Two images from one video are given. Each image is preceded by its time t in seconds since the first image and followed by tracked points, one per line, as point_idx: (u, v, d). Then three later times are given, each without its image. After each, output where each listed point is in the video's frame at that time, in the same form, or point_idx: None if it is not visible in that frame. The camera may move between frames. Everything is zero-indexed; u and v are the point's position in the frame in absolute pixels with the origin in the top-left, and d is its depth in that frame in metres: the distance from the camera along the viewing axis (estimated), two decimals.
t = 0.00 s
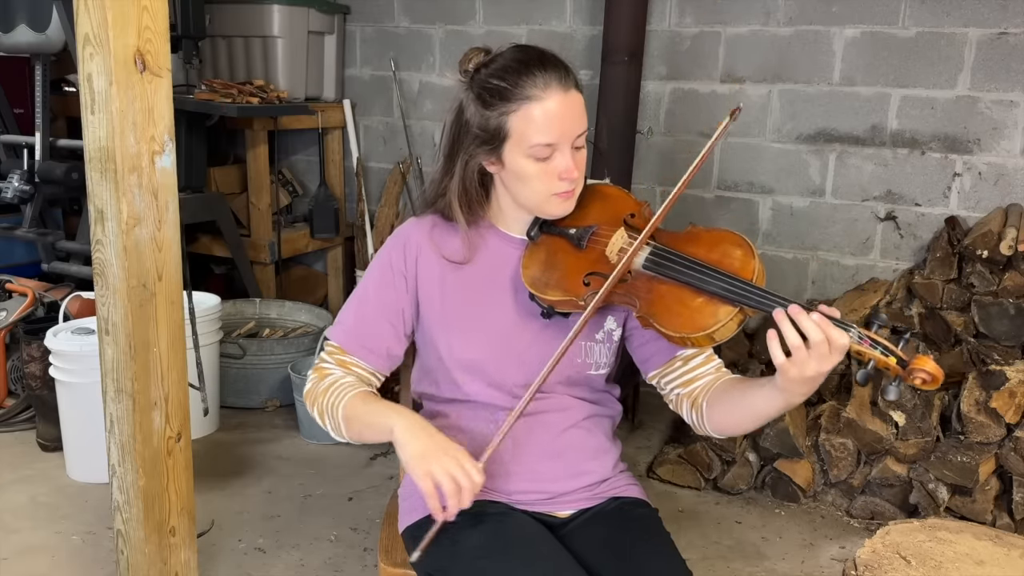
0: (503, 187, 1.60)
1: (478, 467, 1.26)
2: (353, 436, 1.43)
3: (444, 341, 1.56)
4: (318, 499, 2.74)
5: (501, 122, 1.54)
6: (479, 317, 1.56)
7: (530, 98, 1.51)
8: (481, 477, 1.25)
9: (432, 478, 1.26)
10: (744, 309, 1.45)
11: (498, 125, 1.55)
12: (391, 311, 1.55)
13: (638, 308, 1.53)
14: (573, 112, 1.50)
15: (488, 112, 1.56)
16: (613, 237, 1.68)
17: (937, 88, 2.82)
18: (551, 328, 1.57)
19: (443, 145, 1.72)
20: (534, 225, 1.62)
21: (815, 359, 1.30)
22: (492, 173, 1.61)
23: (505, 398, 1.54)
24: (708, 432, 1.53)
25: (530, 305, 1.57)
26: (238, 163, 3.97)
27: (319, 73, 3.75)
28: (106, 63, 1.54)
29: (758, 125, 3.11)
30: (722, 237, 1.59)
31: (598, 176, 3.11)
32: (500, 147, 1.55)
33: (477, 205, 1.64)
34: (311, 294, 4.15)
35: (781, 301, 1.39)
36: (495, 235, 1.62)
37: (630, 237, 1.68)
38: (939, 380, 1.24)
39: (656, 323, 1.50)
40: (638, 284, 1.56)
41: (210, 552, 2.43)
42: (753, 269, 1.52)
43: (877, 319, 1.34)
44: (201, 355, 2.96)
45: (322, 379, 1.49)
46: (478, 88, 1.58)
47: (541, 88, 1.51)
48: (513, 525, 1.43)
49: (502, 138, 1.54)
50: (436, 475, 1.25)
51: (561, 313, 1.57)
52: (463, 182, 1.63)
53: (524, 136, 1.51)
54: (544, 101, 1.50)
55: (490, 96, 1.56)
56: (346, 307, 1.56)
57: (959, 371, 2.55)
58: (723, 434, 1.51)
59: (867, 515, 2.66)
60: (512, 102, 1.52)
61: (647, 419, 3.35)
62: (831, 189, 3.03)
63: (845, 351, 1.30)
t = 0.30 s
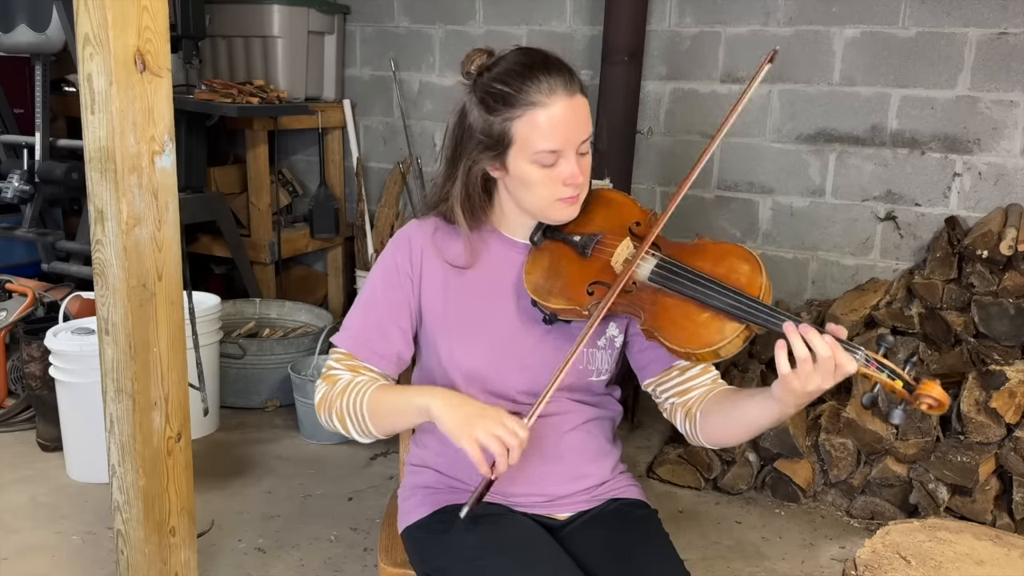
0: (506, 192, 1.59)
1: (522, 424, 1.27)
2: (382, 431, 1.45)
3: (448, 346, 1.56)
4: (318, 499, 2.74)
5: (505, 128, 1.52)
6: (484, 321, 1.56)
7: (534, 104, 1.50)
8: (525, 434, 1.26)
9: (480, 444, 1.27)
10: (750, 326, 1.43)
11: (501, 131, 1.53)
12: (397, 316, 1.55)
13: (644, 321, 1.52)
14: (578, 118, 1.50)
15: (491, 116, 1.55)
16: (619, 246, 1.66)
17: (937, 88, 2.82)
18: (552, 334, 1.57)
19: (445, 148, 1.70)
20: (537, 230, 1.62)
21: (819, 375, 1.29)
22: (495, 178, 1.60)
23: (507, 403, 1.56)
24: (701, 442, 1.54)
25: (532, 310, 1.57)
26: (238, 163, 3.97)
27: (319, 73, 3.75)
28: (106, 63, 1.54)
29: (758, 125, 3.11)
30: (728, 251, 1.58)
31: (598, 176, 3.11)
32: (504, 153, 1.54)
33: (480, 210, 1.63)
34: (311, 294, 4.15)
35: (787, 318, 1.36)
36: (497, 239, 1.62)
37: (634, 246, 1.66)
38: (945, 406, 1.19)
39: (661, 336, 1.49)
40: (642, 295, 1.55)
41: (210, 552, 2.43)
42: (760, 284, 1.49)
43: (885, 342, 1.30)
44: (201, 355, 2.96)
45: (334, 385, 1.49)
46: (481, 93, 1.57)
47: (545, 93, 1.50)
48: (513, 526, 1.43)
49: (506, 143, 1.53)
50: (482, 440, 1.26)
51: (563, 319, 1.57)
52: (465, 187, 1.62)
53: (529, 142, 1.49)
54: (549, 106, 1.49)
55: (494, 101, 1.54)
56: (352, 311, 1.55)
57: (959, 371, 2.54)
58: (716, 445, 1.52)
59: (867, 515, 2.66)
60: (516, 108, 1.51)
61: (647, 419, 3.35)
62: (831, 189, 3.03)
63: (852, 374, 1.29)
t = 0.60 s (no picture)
0: (514, 196, 1.59)
1: (517, 442, 1.29)
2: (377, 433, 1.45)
3: (451, 347, 1.56)
4: (318, 499, 2.74)
5: (514, 133, 1.52)
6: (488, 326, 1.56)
7: (544, 110, 1.49)
8: (520, 452, 1.28)
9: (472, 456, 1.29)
10: (757, 344, 1.43)
11: (510, 136, 1.52)
12: (400, 317, 1.54)
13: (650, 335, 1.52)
14: (589, 125, 1.49)
15: (500, 121, 1.54)
16: (627, 256, 1.66)
17: (937, 88, 2.82)
18: (556, 340, 1.58)
19: (453, 149, 1.69)
20: (544, 234, 1.62)
21: (824, 397, 1.29)
22: (503, 183, 1.59)
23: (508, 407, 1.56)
24: (700, 452, 1.54)
25: (536, 316, 1.58)
26: (239, 163, 3.97)
27: (319, 73, 3.75)
28: (106, 63, 1.54)
29: (757, 125, 3.11)
30: (737, 266, 1.58)
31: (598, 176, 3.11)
32: (512, 158, 1.53)
33: (487, 213, 1.62)
34: (311, 294, 4.15)
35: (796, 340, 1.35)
36: (504, 243, 1.61)
37: (643, 256, 1.66)
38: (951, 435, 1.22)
39: (666, 350, 1.49)
40: (649, 307, 1.56)
41: (210, 552, 2.43)
42: (768, 301, 1.49)
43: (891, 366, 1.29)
44: (201, 355, 2.96)
45: (333, 384, 1.49)
46: (490, 97, 1.56)
47: (555, 99, 1.49)
48: (514, 527, 1.44)
49: (514, 149, 1.52)
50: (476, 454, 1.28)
51: (567, 325, 1.57)
52: (472, 190, 1.61)
53: (538, 149, 1.49)
54: (558, 113, 1.48)
55: (503, 106, 1.53)
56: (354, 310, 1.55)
57: (959, 371, 2.55)
58: (715, 455, 1.52)
59: (867, 515, 2.66)
60: (525, 114, 1.50)
61: (648, 419, 3.35)
62: (831, 189, 3.03)
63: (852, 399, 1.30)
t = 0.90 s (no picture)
0: (524, 201, 1.59)
1: (465, 506, 1.28)
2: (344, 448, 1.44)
3: (454, 350, 1.57)
4: (318, 499, 2.74)
5: (526, 138, 1.51)
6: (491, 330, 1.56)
7: (557, 116, 1.48)
8: (467, 517, 1.27)
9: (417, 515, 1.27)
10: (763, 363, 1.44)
11: (522, 141, 1.52)
12: (402, 317, 1.55)
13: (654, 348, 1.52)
14: (601, 132, 1.48)
15: (513, 126, 1.54)
16: (634, 267, 1.64)
17: (937, 88, 2.82)
18: (559, 345, 1.57)
19: (464, 152, 1.70)
20: (551, 239, 1.61)
21: (827, 417, 1.29)
22: (513, 188, 1.59)
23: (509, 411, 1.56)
24: (699, 461, 1.55)
25: (539, 320, 1.57)
26: (239, 163, 3.97)
27: (319, 73, 3.75)
28: (106, 63, 1.54)
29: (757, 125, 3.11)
30: (745, 282, 1.58)
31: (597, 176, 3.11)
32: (524, 164, 1.53)
33: (497, 217, 1.62)
34: (311, 294, 4.15)
35: (801, 363, 1.37)
36: (511, 247, 1.61)
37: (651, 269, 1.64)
38: (954, 464, 1.24)
39: (671, 365, 1.49)
40: (655, 320, 1.55)
41: (210, 552, 2.43)
42: (776, 319, 1.50)
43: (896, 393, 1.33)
44: (201, 355, 2.96)
45: (327, 383, 1.50)
46: (503, 101, 1.56)
47: (569, 106, 1.49)
48: (514, 527, 1.44)
49: (526, 155, 1.52)
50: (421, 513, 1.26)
51: (570, 332, 1.56)
52: (482, 194, 1.61)
53: (549, 156, 1.48)
54: (571, 119, 1.48)
55: (516, 111, 1.53)
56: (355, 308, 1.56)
57: (959, 371, 2.55)
58: (714, 466, 1.52)
59: (867, 515, 2.66)
60: (538, 120, 1.50)
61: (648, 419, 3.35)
62: (831, 189, 3.03)
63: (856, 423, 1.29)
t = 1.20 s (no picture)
0: (519, 200, 1.59)
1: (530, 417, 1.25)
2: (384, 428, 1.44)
3: (456, 349, 1.56)
4: (318, 499, 2.74)
5: (521, 138, 1.51)
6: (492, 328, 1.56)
7: (552, 115, 1.49)
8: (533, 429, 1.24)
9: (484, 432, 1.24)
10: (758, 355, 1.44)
11: (516, 141, 1.52)
12: (406, 317, 1.54)
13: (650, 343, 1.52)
14: (596, 130, 1.49)
15: (507, 125, 1.54)
16: (630, 263, 1.65)
17: (937, 88, 2.82)
18: (557, 344, 1.58)
19: (460, 152, 1.69)
20: (547, 238, 1.62)
21: (825, 405, 1.29)
22: (509, 187, 1.59)
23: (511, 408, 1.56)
24: (689, 460, 1.55)
25: (538, 319, 1.58)
26: (239, 163, 3.97)
27: (319, 73, 3.75)
28: (106, 63, 1.54)
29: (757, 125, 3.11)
30: (741, 276, 1.58)
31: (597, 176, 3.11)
32: (518, 163, 1.53)
33: (493, 218, 1.61)
34: (311, 294, 4.15)
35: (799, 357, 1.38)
36: (509, 246, 1.62)
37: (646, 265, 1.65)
38: (950, 454, 1.29)
39: (666, 359, 1.49)
40: (651, 315, 1.55)
41: (210, 552, 2.43)
42: (771, 312, 1.50)
43: (892, 385, 1.36)
44: (201, 355, 2.96)
45: (341, 383, 1.48)
46: (497, 101, 1.56)
47: (564, 104, 1.49)
48: (514, 526, 1.43)
49: (521, 154, 1.52)
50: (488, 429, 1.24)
51: (568, 329, 1.57)
52: (479, 193, 1.60)
53: (545, 155, 1.49)
54: (565, 118, 1.48)
55: (510, 110, 1.53)
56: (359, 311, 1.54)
57: (959, 371, 2.55)
58: (704, 463, 1.52)
59: (867, 515, 2.66)
60: (533, 119, 1.50)
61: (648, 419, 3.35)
62: (831, 189, 3.03)
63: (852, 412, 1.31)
